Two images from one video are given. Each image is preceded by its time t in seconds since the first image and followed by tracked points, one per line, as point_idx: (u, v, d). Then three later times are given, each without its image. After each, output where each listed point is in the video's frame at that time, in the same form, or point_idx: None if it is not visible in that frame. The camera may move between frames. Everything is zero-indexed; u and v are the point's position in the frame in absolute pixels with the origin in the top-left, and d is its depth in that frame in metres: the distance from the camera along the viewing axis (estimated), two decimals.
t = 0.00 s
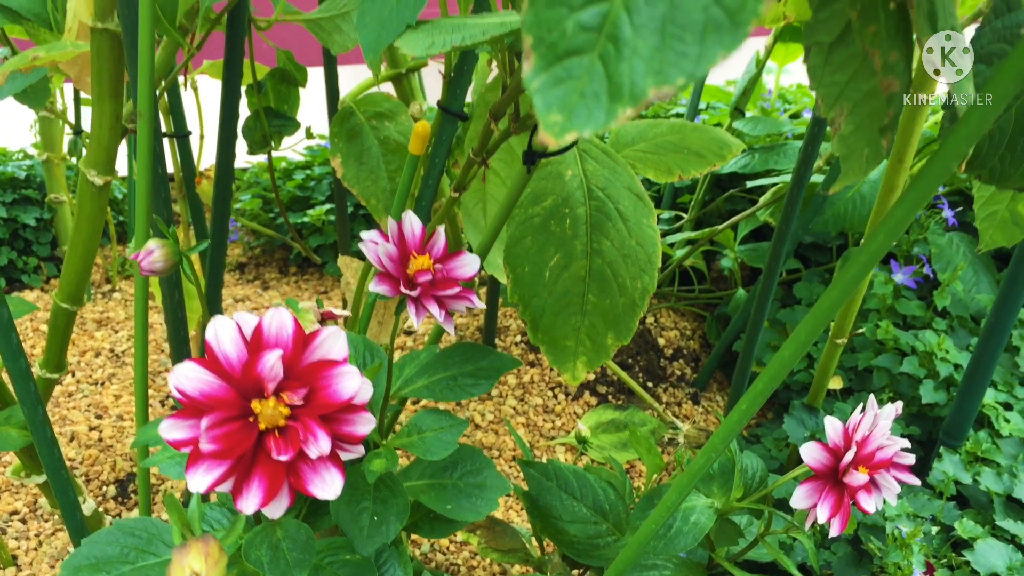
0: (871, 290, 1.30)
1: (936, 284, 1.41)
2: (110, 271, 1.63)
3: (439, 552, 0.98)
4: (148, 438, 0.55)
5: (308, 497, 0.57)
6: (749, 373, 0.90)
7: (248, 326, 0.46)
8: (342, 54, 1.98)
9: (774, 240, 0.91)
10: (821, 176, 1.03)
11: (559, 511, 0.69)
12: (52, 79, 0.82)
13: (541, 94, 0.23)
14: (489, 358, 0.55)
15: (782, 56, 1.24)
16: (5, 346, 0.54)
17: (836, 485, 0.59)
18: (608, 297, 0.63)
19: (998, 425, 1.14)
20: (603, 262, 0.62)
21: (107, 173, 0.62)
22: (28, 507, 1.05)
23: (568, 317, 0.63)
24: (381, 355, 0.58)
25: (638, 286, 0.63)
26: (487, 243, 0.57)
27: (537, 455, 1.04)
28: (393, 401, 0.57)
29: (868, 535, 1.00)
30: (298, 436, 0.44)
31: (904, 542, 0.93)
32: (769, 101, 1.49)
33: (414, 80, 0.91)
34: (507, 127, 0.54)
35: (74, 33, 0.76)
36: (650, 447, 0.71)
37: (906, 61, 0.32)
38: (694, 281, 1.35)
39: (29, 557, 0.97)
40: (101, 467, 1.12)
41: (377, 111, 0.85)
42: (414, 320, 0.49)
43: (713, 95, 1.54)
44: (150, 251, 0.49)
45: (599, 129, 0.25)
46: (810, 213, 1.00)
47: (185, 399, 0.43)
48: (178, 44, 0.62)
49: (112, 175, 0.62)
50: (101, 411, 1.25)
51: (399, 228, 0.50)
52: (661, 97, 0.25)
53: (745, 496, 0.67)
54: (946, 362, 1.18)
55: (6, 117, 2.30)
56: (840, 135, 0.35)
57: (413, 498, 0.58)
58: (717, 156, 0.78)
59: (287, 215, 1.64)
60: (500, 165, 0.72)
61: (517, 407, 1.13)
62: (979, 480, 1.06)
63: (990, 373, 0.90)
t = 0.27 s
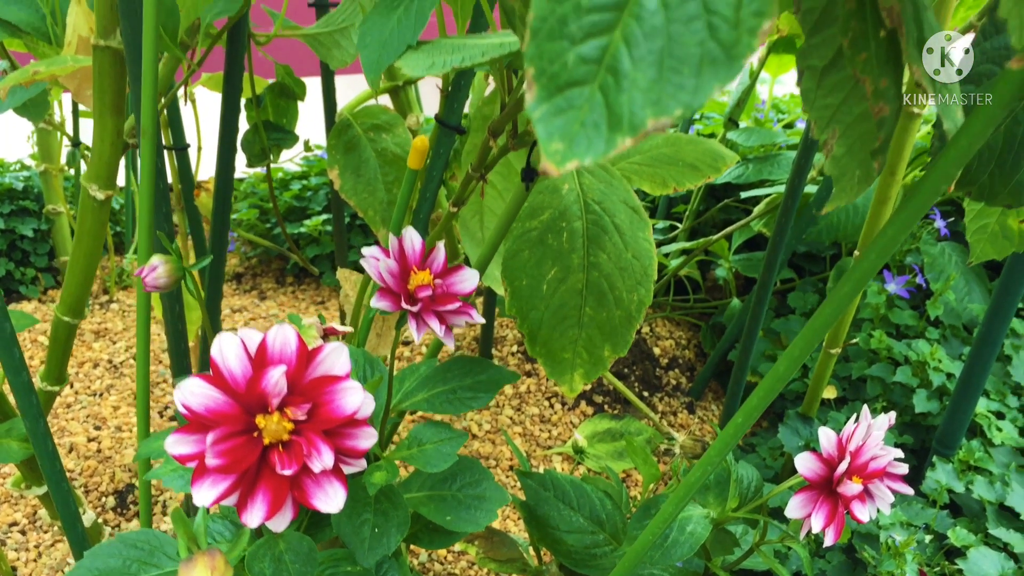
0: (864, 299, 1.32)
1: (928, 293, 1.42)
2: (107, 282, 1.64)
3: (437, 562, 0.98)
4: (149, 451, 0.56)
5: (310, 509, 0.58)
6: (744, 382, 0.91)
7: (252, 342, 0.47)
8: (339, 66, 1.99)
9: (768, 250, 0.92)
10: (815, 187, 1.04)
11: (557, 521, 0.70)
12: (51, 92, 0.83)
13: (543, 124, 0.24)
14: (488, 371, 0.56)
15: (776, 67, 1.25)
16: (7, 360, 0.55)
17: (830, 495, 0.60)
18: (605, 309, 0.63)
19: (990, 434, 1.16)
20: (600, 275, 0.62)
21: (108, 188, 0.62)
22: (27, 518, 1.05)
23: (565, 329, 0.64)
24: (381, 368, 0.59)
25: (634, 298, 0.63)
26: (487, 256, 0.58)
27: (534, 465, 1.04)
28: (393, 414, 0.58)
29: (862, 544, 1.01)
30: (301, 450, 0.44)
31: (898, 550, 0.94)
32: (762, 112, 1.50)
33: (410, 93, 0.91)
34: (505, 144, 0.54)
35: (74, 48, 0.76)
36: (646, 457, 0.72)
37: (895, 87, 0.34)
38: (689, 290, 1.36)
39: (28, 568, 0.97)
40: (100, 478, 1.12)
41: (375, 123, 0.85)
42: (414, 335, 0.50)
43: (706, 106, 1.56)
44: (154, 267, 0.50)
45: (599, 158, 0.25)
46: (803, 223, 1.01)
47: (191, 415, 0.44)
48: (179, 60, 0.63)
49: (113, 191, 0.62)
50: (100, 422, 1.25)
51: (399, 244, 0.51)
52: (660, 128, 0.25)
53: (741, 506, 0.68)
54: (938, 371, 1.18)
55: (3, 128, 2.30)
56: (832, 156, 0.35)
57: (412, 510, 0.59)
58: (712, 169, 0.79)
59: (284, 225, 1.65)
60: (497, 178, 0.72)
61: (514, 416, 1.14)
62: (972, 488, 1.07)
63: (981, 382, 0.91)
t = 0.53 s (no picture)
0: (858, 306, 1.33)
1: (922, 299, 1.43)
2: (105, 289, 1.64)
3: (434, 568, 0.98)
4: (150, 459, 0.56)
5: (309, 517, 0.58)
6: (740, 388, 0.91)
7: (253, 352, 0.48)
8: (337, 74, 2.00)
9: (763, 257, 0.93)
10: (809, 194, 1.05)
11: (554, 528, 0.70)
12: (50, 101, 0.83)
13: (541, 141, 0.25)
14: (486, 380, 0.56)
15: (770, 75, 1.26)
16: (8, 369, 0.55)
17: (825, 501, 0.61)
18: (601, 317, 0.64)
19: (984, 439, 1.17)
20: (596, 283, 0.63)
21: (108, 198, 0.63)
22: (26, 526, 1.05)
23: (562, 337, 0.65)
24: (380, 377, 0.60)
25: (630, 306, 0.64)
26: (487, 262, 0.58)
27: (531, 471, 1.05)
28: (392, 422, 0.58)
29: (857, 549, 1.02)
30: (301, 459, 0.45)
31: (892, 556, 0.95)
32: (756, 119, 1.52)
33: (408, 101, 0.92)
34: (502, 154, 0.55)
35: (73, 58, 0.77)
36: (642, 463, 0.72)
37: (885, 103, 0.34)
38: (685, 296, 1.37)
39: None
40: (98, 485, 1.12)
41: (372, 131, 0.86)
42: (413, 344, 0.50)
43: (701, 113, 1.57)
44: (155, 277, 0.50)
45: (597, 175, 0.26)
46: (798, 230, 1.02)
47: (193, 424, 0.44)
48: (179, 71, 0.63)
49: (112, 200, 0.63)
50: (98, 429, 1.25)
51: (398, 254, 0.52)
52: (655, 146, 0.26)
53: (737, 512, 0.68)
54: (932, 378, 1.20)
55: None
56: (825, 169, 0.36)
57: (411, 517, 0.59)
58: (706, 176, 0.79)
59: (281, 232, 1.65)
60: (495, 187, 0.73)
61: (511, 423, 1.14)
62: (966, 494, 1.08)
63: (975, 389, 0.92)
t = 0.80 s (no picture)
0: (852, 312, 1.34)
1: (914, 305, 1.44)
2: (102, 296, 1.64)
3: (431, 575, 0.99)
4: (149, 468, 0.57)
5: (307, 525, 0.59)
6: (734, 394, 0.92)
7: (253, 363, 0.49)
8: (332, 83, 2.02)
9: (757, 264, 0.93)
10: (802, 202, 1.05)
11: (550, 534, 0.70)
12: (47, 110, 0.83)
13: (538, 160, 0.25)
14: (482, 389, 0.57)
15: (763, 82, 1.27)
16: (7, 378, 0.55)
17: (818, 507, 0.61)
18: (596, 325, 0.64)
19: (975, 444, 1.18)
20: (592, 292, 0.64)
21: (107, 208, 0.63)
22: (24, 534, 1.06)
23: (558, 345, 0.65)
24: (378, 385, 0.60)
25: (625, 314, 0.64)
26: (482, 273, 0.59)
27: (527, 477, 1.05)
28: (389, 431, 0.58)
29: (850, 554, 1.03)
30: (301, 468, 0.45)
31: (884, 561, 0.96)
32: (750, 127, 1.53)
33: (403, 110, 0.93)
34: (498, 165, 0.55)
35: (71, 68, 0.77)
36: (637, 469, 0.73)
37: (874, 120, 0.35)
38: (679, 303, 1.38)
39: None
40: (96, 493, 1.12)
41: (368, 140, 0.86)
42: (411, 353, 0.51)
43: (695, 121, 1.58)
44: (154, 288, 0.51)
45: (592, 191, 0.26)
46: (791, 236, 1.03)
47: (194, 434, 0.45)
48: (177, 82, 0.64)
49: (111, 211, 0.63)
50: (95, 437, 1.25)
51: (395, 265, 0.52)
52: (649, 164, 0.27)
53: (731, 518, 0.69)
54: (924, 383, 1.21)
55: None
56: (815, 183, 0.37)
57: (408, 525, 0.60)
58: (700, 184, 0.80)
59: (277, 239, 1.65)
60: (491, 196, 0.74)
61: (507, 429, 1.15)
62: (957, 499, 1.09)
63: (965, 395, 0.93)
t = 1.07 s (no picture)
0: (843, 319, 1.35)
1: (905, 312, 1.45)
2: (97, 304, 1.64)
3: None
4: (146, 477, 0.57)
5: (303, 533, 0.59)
6: (727, 401, 0.92)
7: (250, 374, 0.49)
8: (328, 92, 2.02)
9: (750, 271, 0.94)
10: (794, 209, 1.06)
11: (544, 541, 0.71)
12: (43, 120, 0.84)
13: (531, 178, 0.26)
14: (477, 398, 0.58)
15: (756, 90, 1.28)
16: (4, 388, 0.56)
17: (810, 513, 0.62)
18: (590, 334, 0.65)
19: (966, 450, 1.19)
20: (585, 301, 0.64)
21: (103, 219, 0.64)
22: (20, 542, 1.06)
23: (551, 354, 0.66)
24: (373, 395, 0.61)
25: (618, 323, 0.65)
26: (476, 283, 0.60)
27: (521, 484, 1.06)
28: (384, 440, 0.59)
29: (842, 560, 1.03)
30: (298, 477, 0.46)
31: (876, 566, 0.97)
32: (743, 135, 1.54)
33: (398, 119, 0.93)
34: (492, 176, 0.56)
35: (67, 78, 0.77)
36: (630, 476, 0.73)
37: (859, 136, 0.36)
38: (672, 309, 1.39)
39: None
40: (92, 501, 1.13)
41: (363, 148, 0.87)
42: (405, 363, 0.51)
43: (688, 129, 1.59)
44: (152, 299, 0.53)
45: (583, 208, 0.27)
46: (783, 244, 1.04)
47: (191, 444, 0.45)
48: (174, 93, 0.64)
49: (108, 221, 0.64)
50: (91, 446, 1.25)
51: (390, 275, 0.53)
52: (640, 182, 0.27)
53: (724, 524, 0.70)
54: (915, 390, 1.22)
55: None
56: (804, 197, 0.37)
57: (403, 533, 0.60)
58: (693, 193, 0.81)
59: (272, 247, 1.66)
60: (485, 205, 0.74)
61: (502, 436, 1.15)
62: (949, 504, 1.10)
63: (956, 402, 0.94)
